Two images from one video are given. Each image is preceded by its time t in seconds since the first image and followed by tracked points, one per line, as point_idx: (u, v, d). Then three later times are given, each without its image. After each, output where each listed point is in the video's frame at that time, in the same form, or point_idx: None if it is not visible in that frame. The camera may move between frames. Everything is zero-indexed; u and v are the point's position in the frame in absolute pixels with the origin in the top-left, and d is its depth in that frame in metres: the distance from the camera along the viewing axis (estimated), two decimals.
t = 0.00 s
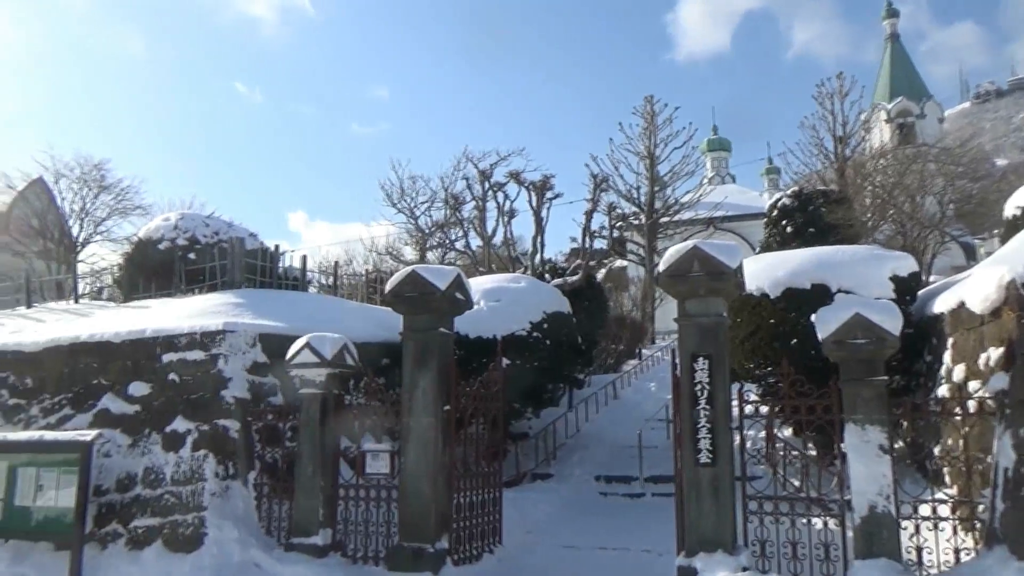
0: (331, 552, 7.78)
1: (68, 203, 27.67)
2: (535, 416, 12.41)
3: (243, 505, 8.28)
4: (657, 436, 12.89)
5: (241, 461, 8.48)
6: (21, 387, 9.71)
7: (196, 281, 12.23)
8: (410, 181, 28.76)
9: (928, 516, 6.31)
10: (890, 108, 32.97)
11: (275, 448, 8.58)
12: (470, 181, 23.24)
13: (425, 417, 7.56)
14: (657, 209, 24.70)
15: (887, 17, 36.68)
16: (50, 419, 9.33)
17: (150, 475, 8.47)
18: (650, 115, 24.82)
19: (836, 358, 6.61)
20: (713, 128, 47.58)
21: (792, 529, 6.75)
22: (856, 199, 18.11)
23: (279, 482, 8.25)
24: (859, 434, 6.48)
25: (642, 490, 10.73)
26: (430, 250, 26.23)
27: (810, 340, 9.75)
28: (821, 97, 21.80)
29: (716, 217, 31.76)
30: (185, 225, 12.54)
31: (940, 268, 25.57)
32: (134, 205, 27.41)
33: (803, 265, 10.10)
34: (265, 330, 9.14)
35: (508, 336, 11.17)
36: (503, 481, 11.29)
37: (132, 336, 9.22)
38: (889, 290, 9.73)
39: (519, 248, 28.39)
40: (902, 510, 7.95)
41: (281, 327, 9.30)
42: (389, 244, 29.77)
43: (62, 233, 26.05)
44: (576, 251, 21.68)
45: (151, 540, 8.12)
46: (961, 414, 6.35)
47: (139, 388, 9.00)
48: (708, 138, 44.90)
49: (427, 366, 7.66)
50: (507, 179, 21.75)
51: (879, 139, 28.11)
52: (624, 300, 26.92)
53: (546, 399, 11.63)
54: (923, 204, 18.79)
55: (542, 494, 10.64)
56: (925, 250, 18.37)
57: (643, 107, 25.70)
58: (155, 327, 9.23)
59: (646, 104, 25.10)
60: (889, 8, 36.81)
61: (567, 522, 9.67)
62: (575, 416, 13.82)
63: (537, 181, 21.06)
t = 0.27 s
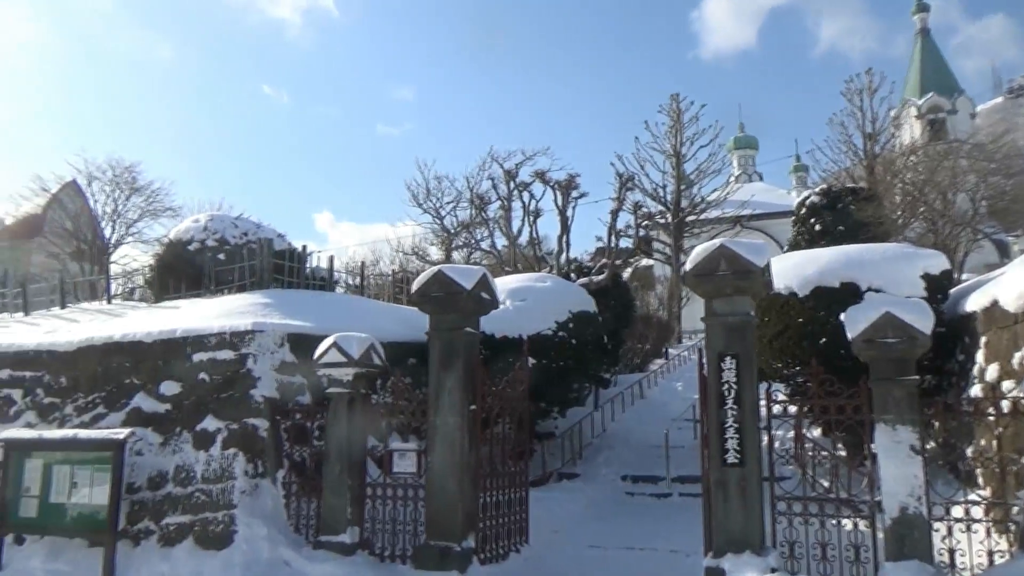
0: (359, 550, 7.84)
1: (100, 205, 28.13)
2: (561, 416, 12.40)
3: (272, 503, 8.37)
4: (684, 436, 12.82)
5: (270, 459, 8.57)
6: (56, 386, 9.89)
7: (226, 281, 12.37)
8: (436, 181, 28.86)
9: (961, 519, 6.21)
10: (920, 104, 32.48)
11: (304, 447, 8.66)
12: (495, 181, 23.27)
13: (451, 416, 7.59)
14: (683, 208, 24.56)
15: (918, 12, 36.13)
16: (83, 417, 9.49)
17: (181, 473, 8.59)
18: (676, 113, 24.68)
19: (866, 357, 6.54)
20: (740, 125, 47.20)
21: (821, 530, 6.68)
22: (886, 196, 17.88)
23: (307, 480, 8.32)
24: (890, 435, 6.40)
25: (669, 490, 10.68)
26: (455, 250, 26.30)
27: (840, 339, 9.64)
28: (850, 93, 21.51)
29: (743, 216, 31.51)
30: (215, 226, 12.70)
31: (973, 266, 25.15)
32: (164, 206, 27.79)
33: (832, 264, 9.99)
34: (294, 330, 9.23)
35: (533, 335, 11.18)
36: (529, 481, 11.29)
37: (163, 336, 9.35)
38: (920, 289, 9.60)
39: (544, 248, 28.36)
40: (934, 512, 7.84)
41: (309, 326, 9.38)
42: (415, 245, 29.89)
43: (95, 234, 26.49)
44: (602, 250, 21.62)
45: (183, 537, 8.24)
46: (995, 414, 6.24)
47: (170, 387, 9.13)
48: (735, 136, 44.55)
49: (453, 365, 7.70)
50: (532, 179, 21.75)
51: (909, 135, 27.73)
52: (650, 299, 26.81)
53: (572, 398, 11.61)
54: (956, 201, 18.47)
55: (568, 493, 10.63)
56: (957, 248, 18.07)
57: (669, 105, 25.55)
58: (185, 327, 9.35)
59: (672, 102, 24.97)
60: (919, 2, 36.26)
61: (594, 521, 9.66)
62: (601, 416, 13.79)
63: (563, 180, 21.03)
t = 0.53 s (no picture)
0: (384, 550, 7.88)
1: (128, 208, 28.52)
2: (584, 416, 12.38)
3: (298, 503, 8.44)
4: (708, 436, 12.75)
5: (296, 459, 8.65)
6: (86, 387, 10.04)
7: (251, 283, 12.49)
8: (458, 182, 28.92)
9: (993, 521, 6.12)
10: (948, 99, 32.02)
11: (329, 447, 8.73)
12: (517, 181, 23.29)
13: (475, 416, 7.61)
14: (707, 207, 24.41)
15: (945, 6, 35.61)
16: (113, 418, 9.64)
17: (209, 473, 8.69)
18: (698, 111, 24.54)
19: (894, 356, 6.46)
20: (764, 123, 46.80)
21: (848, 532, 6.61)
22: (914, 193, 17.64)
23: (332, 480, 8.39)
24: (919, 435, 6.32)
25: (693, 490, 10.62)
26: (478, 250, 26.34)
27: (867, 338, 9.53)
28: (875, 89, 21.20)
29: (767, 214, 31.26)
30: (241, 228, 12.81)
31: (1003, 263, 24.75)
32: (191, 209, 28.12)
33: (858, 262, 9.89)
34: (319, 331, 9.30)
35: (556, 336, 11.17)
36: (553, 481, 11.29)
37: (191, 337, 9.47)
38: (949, 286, 9.47)
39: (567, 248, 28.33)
40: (964, 513, 7.74)
41: (334, 327, 9.45)
42: (438, 245, 30.00)
43: (123, 238, 26.90)
44: (625, 249, 21.56)
45: (210, 536, 8.33)
46: None
47: (198, 388, 9.24)
48: (758, 133, 44.20)
49: (477, 366, 7.71)
50: (555, 179, 21.74)
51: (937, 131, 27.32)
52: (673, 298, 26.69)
53: (596, 398, 11.59)
54: (985, 197, 18.18)
55: (593, 494, 10.62)
56: (987, 244, 17.79)
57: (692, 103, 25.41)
58: (212, 328, 9.46)
59: (695, 100, 24.84)
60: None
61: (618, 522, 9.64)
62: (625, 416, 13.75)
63: (585, 180, 20.99)
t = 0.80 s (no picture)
0: (409, 548, 7.92)
1: (156, 210, 28.90)
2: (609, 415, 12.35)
3: (324, 502, 8.51)
4: (734, 436, 12.66)
5: (322, 458, 8.72)
6: (117, 387, 10.19)
7: (278, 283, 12.60)
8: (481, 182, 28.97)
9: None
10: (977, 92, 31.53)
11: (354, 447, 8.79)
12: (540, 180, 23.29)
13: (499, 415, 7.62)
14: (731, 204, 24.25)
15: None
16: (143, 418, 9.77)
17: (237, 472, 8.79)
18: (722, 108, 24.38)
19: (923, 354, 6.39)
20: (789, 119, 46.39)
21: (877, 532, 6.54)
22: (942, 189, 17.39)
23: (358, 480, 8.44)
24: (949, 434, 6.24)
25: (719, 490, 10.56)
26: (501, 250, 26.37)
27: (895, 336, 9.42)
28: (903, 83, 20.95)
29: (793, 212, 30.98)
30: (266, 230, 12.89)
31: None
32: (217, 211, 28.45)
33: (886, 259, 9.77)
34: (344, 331, 9.37)
35: (580, 335, 11.16)
36: (578, 480, 11.27)
37: (218, 338, 9.58)
38: (979, 283, 9.33)
39: (590, 247, 28.28)
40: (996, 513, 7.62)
41: (359, 327, 9.52)
42: (461, 245, 30.09)
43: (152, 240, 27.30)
44: (649, 247, 21.47)
45: (239, 534, 8.43)
46: None
47: (225, 388, 9.34)
48: (783, 130, 43.80)
49: (501, 366, 7.72)
50: (577, 178, 21.71)
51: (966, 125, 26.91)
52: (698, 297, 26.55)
53: (620, 397, 11.56)
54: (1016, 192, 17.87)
55: (617, 493, 10.59)
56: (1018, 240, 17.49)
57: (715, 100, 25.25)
58: (239, 329, 9.57)
59: (718, 97, 24.69)
60: None
61: (643, 521, 9.61)
62: (650, 415, 13.70)
63: (608, 178, 20.95)
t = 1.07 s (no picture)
0: (434, 548, 7.95)
1: (182, 213, 29.26)
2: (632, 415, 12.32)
3: (349, 501, 8.57)
4: (759, 435, 12.57)
5: (346, 458, 8.77)
6: (145, 387, 10.33)
7: (302, 285, 12.71)
8: (502, 182, 28.98)
9: None
10: (1005, 86, 31.05)
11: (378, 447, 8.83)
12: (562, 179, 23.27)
13: (522, 415, 7.63)
14: (754, 202, 24.08)
15: None
16: (171, 418, 9.90)
17: (263, 471, 8.87)
18: (744, 106, 24.21)
19: (951, 353, 6.30)
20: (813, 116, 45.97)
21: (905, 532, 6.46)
22: (970, 184, 17.15)
23: (382, 480, 8.49)
24: (978, 434, 6.15)
25: (743, 490, 10.49)
26: (523, 250, 26.39)
27: (922, 334, 9.29)
28: (929, 78, 20.69)
29: (817, 209, 30.70)
30: (290, 231, 13.05)
31: None
32: (242, 213, 28.73)
33: (912, 256, 9.65)
34: (367, 332, 9.42)
35: (603, 334, 11.14)
36: (601, 480, 11.25)
37: (244, 339, 9.68)
38: (1009, 280, 9.19)
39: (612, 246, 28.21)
40: None
41: (382, 328, 9.57)
42: (483, 245, 30.15)
43: (178, 242, 27.65)
44: (671, 246, 21.38)
45: (266, 533, 8.51)
46: None
47: (251, 389, 9.43)
48: (807, 126, 43.39)
49: (523, 366, 7.73)
50: (599, 177, 21.67)
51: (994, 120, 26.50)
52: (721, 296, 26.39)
53: (643, 397, 11.51)
54: None
55: (641, 493, 10.56)
56: None
57: (737, 97, 25.09)
58: (264, 330, 9.66)
59: (741, 95, 24.52)
60: None
61: (667, 521, 9.57)
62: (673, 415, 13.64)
63: (630, 177, 20.89)
